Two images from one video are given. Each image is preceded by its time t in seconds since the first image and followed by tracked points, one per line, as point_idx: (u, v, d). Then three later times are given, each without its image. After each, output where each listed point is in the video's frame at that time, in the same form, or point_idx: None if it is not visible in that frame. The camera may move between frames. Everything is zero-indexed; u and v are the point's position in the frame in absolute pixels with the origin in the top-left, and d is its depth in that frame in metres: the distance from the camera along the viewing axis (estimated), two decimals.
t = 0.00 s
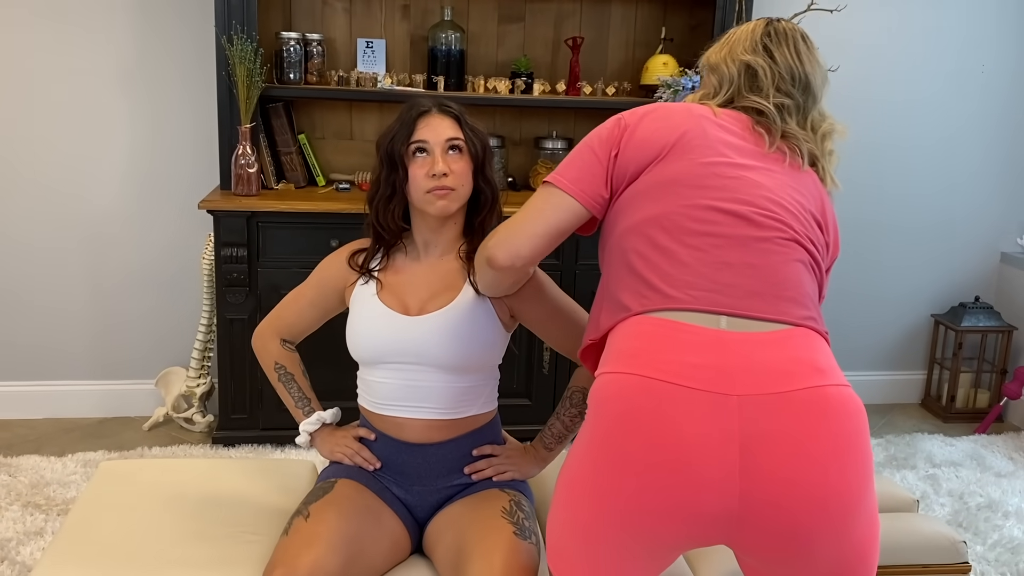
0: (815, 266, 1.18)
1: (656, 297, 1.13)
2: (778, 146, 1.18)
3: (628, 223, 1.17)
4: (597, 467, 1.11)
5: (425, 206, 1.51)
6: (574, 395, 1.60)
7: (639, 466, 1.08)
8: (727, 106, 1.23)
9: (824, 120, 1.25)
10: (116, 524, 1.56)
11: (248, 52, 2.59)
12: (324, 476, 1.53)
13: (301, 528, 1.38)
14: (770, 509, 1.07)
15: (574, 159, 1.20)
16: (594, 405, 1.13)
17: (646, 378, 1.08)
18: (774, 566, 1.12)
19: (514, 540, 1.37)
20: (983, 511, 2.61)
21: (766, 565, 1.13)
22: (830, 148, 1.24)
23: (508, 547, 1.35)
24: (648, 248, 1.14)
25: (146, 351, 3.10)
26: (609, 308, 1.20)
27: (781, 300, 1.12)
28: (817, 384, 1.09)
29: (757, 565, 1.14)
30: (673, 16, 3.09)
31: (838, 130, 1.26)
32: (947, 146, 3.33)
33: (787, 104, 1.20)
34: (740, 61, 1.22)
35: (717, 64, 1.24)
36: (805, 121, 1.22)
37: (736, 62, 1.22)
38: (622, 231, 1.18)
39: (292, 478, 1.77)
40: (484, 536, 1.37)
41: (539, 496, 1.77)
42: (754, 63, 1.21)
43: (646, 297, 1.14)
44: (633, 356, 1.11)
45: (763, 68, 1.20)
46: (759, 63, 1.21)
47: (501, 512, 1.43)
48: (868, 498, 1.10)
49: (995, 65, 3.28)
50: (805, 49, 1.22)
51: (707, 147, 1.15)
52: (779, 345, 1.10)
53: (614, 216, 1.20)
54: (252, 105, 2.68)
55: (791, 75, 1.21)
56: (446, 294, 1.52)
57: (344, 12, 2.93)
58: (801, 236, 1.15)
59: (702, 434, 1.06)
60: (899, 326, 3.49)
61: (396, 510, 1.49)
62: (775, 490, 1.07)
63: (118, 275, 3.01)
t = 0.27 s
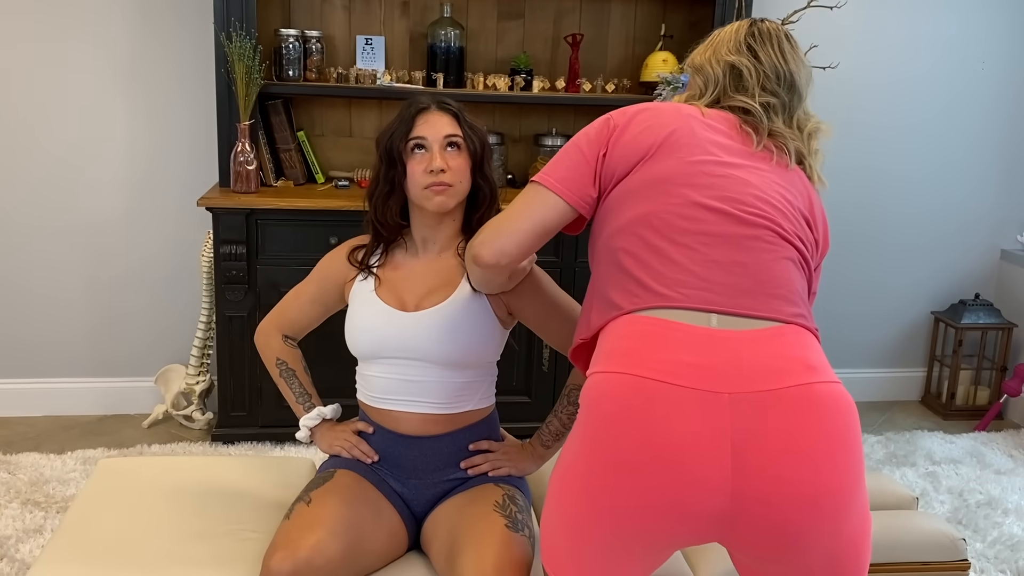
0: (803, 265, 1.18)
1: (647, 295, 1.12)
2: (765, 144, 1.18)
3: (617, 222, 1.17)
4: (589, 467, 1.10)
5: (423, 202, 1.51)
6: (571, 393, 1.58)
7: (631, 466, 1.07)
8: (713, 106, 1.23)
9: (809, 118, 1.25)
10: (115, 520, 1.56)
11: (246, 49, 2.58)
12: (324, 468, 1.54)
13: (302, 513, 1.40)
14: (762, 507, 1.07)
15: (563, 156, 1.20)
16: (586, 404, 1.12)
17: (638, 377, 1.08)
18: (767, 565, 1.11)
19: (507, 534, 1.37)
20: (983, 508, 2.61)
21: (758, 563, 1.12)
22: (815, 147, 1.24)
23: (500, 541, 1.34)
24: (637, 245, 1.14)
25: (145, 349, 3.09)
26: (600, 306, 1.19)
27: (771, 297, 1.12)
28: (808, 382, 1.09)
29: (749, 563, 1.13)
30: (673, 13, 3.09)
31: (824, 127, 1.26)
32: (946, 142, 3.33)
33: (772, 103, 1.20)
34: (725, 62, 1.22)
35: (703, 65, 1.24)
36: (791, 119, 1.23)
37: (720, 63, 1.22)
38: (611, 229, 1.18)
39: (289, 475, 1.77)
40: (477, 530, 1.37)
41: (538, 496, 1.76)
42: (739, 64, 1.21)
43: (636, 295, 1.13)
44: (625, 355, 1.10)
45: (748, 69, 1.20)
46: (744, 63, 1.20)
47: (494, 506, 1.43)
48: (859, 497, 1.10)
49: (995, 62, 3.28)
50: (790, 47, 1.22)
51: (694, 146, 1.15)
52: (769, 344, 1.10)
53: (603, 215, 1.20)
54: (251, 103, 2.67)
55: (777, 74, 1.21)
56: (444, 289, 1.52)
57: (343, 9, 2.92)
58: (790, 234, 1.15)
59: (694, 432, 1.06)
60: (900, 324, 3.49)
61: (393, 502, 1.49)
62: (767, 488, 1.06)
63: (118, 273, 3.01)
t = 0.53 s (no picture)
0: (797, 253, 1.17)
1: (643, 291, 1.12)
2: (768, 135, 1.17)
3: (612, 217, 1.16)
4: (585, 463, 1.10)
5: (416, 195, 1.51)
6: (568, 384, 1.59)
7: (627, 462, 1.07)
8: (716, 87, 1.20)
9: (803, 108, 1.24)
10: (114, 518, 1.56)
11: (245, 47, 2.58)
12: (323, 468, 1.54)
13: (302, 519, 1.39)
14: (758, 501, 1.07)
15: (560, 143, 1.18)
16: (581, 401, 1.12)
17: (634, 374, 1.08)
18: (761, 557, 1.12)
19: (508, 532, 1.37)
20: (983, 505, 2.61)
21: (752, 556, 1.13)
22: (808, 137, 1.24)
23: (501, 540, 1.34)
24: (634, 239, 1.13)
25: (145, 347, 3.10)
26: (598, 297, 1.19)
27: (765, 291, 1.12)
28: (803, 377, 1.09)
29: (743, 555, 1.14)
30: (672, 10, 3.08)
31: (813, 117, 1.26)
32: (946, 139, 3.32)
33: (774, 94, 1.19)
34: (733, 43, 1.18)
35: (709, 39, 1.20)
36: (789, 108, 1.21)
37: (729, 45, 1.18)
38: (607, 223, 1.17)
39: (289, 473, 1.77)
40: (478, 530, 1.37)
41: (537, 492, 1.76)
42: (747, 48, 1.18)
43: (632, 291, 1.13)
44: (621, 351, 1.10)
45: (756, 55, 1.18)
46: (752, 49, 1.18)
47: (494, 504, 1.43)
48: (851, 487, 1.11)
49: (995, 59, 3.28)
50: (790, 36, 1.21)
51: (694, 136, 1.13)
52: (763, 339, 1.10)
53: (599, 203, 1.18)
54: (250, 101, 2.67)
55: (780, 64, 1.19)
56: (442, 289, 1.51)
57: (342, 7, 2.92)
58: (784, 225, 1.14)
59: (691, 429, 1.06)
60: (900, 321, 3.49)
61: (394, 501, 1.49)
62: (763, 483, 1.07)
63: (117, 271, 3.01)
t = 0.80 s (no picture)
0: (808, 233, 1.18)
1: (676, 280, 1.09)
2: (781, 102, 1.17)
3: (628, 203, 1.12)
4: (621, 456, 1.08)
5: (402, 187, 1.50)
6: (557, 372, 1.65)
7: (665, 457, 1.06)
8: (728, 52, 1.16)
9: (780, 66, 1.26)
10: (115, 519, 1.56)
11: (245, 46, 2.58)
12: (317, 483, 1.52)
13: (301, 546, 1.35)
14: (784, 487, 1.09)
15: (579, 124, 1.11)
16: (612, 393, 1.09)
17: (674, 369, 1.05)
18: (778, 534, 1.15)
19: (518, 530, 1.38)
20: (983, 502, 2.62)
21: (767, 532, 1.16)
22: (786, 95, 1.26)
23: (512, 538, 1.36)
24: (664, 225, 1.10)
25: (144, 346, 3.10)
26: (617, 283, 1.15)
27: (785, 280, 1.12)
28: (823, 364, 1.11)
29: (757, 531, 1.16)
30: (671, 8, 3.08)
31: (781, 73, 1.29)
32: (945, 136, 3.32)
33: (775, 57, 1.19)
34: (744, 6, 1.15)
35: None
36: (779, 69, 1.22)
37: (739, 6, 1.15)
38: (628, 206, 1.13)
39: (288, 473, 1.77)
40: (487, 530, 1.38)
41: (537, 486, 1.76)
42: (756, 12, 1.16)
43: (663, 279, 1.10)
44: (654, 345, 1.07)
45: (763, 18, 1.16)
46: (760, 13, 1.16)
47: (502, 504, 1.44)
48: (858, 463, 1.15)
49: (994, 56, 3.28)
50: None
51: (721, 119, 1.10)
52: (786, 329, 1.10)
53: (617, 185, 1.14)
54: (249, 100, 2.67)
55: (776, 26, 1.19)
56: (440, 299, 1.51)
57: (341, 6, 2.92)
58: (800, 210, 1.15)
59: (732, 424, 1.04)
60: (899, 319, 3.49)
61: (394, 510, 1.49)
62: (796, 470, 1.08)
63: (117, 270, 3.01)
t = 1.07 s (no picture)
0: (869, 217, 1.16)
1: (773, 285, 1.05)
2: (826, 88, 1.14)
3: (716, 206, 1.07)
4: (716, 462, 1.04)
5: (403, 193, 1.49)
6: (559, 374, 1.65)
7: (763, 460, 1.02)
8: (772, 39, 1.11)
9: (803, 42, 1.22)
10: (116, 521, 1.56)
11: (244, 47, 2.58)
12: (320, 484, 1.52)
13: (308, 549, 1.34)
14: (872, 479, 1.08)
15: (645, 129, 1.04)
16: (706, 397, 1.05)
17: (771, 371, 1.02)
18: (845, 521, 1.15)
19: (518, 532, 1.38)
20: (983, 500, 2.62)
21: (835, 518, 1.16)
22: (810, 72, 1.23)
23: (513, 540, 1.35)
24: (756, 228, 1.05)
25: (144, 347, 3.09)
26: (702, 289, 1.10)
27: (862, 271, 1.10)
28: (902, 356, 1.10)
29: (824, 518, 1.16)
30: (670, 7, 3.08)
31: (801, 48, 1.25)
32: (945, 135, 3.32)
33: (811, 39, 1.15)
34: None
35: None
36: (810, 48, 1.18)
37: None
38: (710, 209, 1.07)
39: (290, 474, 1.77)
40: (488, 531, 1.37)
41: (539, 487, 1.76)
42: None
43: (760, 285, 1.05)
44: (747, 347, 1.04)
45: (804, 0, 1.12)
46: None
47: (504, 506, 1.44)
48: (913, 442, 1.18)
49: (994, 55, 3.28)
50: None
51: (794, 113, 1.07)
52: (870, 320, 1.09)
53: (693, 189, 1.08)
54: (248, 101, 2.67)
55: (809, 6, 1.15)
56: (445, 304, 1.51)
57: (340, 6, 2.92)
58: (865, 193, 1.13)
59: (831, 424, 1.02)
60: (898, 317, 3.49)
61: (397, 510, 1.49)
62: (887, 460, 1.08)
63: (117, 272, 3.01)
